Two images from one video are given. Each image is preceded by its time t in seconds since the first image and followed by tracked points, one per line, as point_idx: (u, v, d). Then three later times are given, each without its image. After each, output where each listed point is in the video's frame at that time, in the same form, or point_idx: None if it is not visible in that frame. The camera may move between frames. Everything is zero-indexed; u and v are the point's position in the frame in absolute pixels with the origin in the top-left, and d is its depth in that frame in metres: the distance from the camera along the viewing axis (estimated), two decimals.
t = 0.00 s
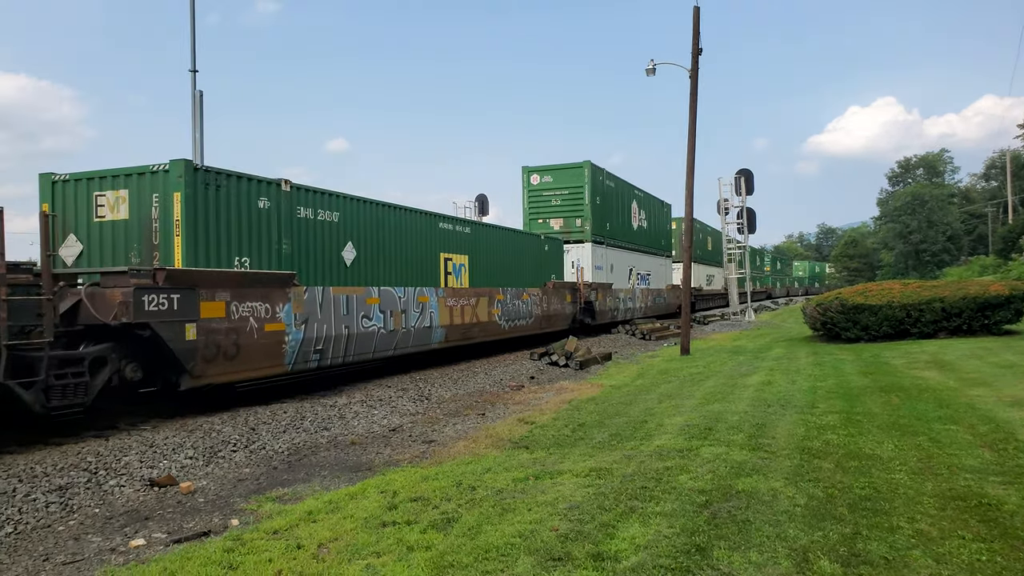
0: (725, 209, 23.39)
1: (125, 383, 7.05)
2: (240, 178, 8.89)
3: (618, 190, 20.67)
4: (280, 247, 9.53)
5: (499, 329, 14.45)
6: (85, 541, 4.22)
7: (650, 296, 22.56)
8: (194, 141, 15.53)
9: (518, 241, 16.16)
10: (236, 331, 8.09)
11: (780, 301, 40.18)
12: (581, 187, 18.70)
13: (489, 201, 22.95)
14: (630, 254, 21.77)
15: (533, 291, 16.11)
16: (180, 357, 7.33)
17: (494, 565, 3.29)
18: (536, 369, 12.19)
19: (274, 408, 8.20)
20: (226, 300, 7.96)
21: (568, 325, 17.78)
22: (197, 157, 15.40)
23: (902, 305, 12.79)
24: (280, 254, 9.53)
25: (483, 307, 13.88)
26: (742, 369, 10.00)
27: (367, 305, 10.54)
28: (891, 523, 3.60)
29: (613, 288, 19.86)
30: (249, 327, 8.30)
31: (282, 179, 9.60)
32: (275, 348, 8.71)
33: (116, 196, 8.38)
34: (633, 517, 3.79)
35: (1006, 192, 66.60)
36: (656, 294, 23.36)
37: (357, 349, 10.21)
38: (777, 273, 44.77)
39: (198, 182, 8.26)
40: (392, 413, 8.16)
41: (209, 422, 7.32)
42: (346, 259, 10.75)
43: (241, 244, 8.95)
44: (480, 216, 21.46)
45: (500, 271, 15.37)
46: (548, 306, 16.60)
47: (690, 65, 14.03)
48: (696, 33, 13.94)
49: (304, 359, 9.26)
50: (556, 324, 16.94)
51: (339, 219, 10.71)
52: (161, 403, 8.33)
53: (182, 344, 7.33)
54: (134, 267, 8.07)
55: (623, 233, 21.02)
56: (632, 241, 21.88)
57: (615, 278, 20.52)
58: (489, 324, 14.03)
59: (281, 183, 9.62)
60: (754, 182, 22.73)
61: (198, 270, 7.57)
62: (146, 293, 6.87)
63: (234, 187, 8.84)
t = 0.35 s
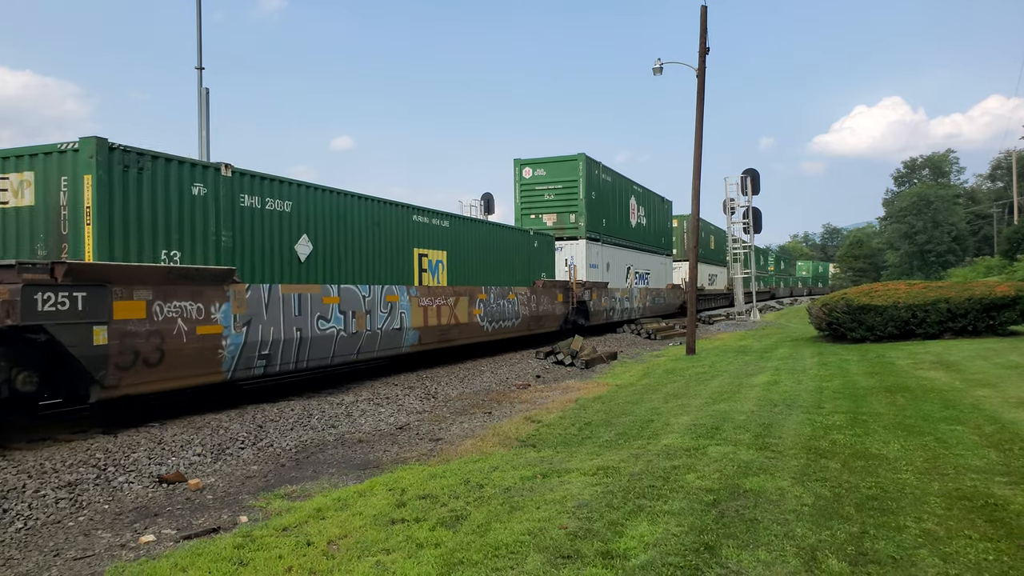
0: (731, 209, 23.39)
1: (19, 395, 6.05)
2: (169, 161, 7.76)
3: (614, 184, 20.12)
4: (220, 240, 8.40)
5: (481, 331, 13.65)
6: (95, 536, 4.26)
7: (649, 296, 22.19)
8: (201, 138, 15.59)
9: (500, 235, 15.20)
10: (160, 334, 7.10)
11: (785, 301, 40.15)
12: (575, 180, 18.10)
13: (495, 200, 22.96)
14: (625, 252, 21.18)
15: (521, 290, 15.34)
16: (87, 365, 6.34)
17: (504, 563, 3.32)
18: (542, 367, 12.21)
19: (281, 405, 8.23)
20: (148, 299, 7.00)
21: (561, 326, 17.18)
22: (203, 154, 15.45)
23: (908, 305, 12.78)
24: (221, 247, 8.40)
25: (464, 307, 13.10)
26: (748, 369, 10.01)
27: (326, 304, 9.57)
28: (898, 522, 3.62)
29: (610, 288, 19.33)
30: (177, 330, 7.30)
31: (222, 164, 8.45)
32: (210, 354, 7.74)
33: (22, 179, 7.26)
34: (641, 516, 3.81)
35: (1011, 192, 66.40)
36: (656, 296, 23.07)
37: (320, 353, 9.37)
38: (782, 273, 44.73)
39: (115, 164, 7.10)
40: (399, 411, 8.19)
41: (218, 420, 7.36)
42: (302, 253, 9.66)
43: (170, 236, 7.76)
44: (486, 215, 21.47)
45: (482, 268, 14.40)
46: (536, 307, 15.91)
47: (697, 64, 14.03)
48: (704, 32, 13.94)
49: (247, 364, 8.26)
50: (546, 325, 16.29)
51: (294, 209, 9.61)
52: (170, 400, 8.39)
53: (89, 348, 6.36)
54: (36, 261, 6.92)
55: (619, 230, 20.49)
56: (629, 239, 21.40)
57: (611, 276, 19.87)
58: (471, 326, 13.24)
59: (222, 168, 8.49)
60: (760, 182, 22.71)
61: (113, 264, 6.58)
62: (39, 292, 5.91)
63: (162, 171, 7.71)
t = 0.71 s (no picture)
0: (732, 209, 23.43)
1: None
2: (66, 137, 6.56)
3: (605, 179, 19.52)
4: (135, 231, 7.16)
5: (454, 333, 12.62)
6: (104, 534, 4.28)
7: (642, 296, 21.81)
8: (203, 137, 15.60)
9: (477, 229, 14.12)
10: (48, 341, 6.01)
11: (784, 301, 40.24)
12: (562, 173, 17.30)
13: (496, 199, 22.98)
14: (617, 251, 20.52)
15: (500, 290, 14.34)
16: None
17: (514, 560, 3.35)
18: (544, 367, 12.23)
19: (285, 404, 8.25)
20: (34, 300, 5.91)
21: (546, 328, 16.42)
22: (205, 152, 15.47)
23: (908, 305, 12.82)
24: (137, 240, 7.18)
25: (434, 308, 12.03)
26: (750, 369, 10.05)
27: (267, 306, 8.43)
28: (903, 521, 3.65)
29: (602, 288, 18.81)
30: (72, 335, 6.22)
31: (137, 144, 7.23)
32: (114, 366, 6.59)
33: None
34: (649, 514, 3.84)
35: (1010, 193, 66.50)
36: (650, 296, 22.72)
37: (260, 360, 8.31)
38: (780, 273, 44.81)
39: None
40: (403, 410, 8.22)
41: (223, 419, 7.39)
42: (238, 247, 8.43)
43: (66, 228, 6.53)
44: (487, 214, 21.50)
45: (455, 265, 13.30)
46: (518, 308, 14.95)
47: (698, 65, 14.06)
48: (706, 32, 13.98)
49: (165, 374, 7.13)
50: (529, 327, 15.42)
51: (230, 198, 8.43)
52: (175, 398, 8.42)
53: None
54: None
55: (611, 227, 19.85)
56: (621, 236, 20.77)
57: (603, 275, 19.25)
58: (443, 328, 12.19)
59: (137, 146, 7.26)
60: (760, 182, 22.74)
61: None
62: None
63: (59, 150, 6.49)
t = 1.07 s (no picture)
0: (726, 209, 23.51)
1: None
2: None
3: (589, 173, 19.15)
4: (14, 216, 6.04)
5: (415, 335, 11.61)
6: (102, 531, 4.28)
7: (630, 295, 21.37)
8: (198, 133, 15.55)
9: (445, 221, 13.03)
10: None
11: (777, 301, 40.40)
12: (545, 165, 16.81)
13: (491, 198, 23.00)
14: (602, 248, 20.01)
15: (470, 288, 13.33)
16: None
17: (515, 558, 3.38)
18: (540, 365, 12.26)
19: (282, 402, 8.26)
20: None
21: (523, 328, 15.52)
22: (201, 149, 15.42)
23: (902, 306, 12.89)
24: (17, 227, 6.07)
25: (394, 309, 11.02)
26: (745, 369, 10.10)
27: (184, 306, 7.36)
28: (899, 519, 3.69)
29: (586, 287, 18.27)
30: None
31: (15, 114, 6.09)
32: None
33: None
34: (648, 512, 3.87)
35: (1002, 195, 66.91)
36: (639, 296, 22.29)
37: (177, 367, 7.30)
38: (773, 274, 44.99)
39: None
40: (399, 408, 8.23)
41: (219, 416, 7.39)
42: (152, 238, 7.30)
43: None
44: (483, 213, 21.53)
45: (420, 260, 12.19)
46: (489, 308, 13.95)
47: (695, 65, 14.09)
48: (702, 33, 14.02)
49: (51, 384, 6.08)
50: (504, 327, 14.53)
51: (144, 180, 7.27)
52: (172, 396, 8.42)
53: None
54: None
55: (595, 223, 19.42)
56: (607, 232, 20.33)
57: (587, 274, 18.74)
58: (403, 329, 11.19)
59: (18, 116, 6.14)
60: (755, 183, 22.82)
61: None
62: None
63: None
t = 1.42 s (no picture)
0: (722, 210, 23.55)
1: None
2: None
3: (572, 167, 18.46)
4: None
5: (370, 340, 10.76)
6: (100, 532, 4.28)
7: (615, 296, 20.96)
8: (195, 134, 15.53)
9: (404, 217, 12.13)
10: None
11: (772, 301, 40.48)
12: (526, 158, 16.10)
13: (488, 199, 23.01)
14: (586, 247, 19.39)
15: (434, 288, 12.50)
16: None
17: (514, 557, 3.39)
18: (536, 366, 12.28)
19: (279, 402, 8.26)
20: None
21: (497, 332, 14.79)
22: (197, 149, 15.40)
23: (897, 306, 12.94)
24: None
25: (345, 311, 10.15)
26: (741, 369, 10.14)
27: (79, 308, 6.42)
28: (894, 518, 3.71)
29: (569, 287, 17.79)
30: None
31: None
32: None
33: None
34: (645, 512, 3.89)
35: (996, 196, 67.17)
36: (626, 298, 21.89)
37: (68, 380, 6.34)
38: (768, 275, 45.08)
39: None
40: (396, 408, 8.25)
41: (217, 416, 7.38)
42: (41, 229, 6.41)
43: None
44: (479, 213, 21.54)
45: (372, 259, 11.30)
46: (458, 311, 13.17)
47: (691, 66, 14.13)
48: (698, 34, 14.07)
49: None
50: (476, 329, 13.82)
51: (34, 159, 6.39)
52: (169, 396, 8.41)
53: None
54: None
55: (579, 219, 18.80)
56: (592, 229, 19.74)
57: (569, 273, 18.17)
58: (356, 334, 10.36)
59: None
60: (750, 184, 22.87)
61: None
62: None
63: None
